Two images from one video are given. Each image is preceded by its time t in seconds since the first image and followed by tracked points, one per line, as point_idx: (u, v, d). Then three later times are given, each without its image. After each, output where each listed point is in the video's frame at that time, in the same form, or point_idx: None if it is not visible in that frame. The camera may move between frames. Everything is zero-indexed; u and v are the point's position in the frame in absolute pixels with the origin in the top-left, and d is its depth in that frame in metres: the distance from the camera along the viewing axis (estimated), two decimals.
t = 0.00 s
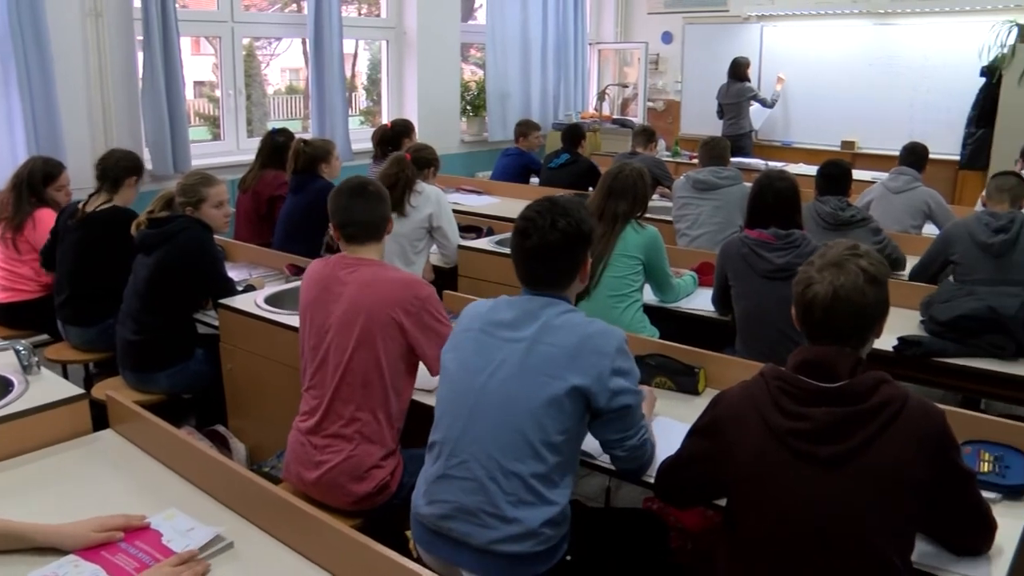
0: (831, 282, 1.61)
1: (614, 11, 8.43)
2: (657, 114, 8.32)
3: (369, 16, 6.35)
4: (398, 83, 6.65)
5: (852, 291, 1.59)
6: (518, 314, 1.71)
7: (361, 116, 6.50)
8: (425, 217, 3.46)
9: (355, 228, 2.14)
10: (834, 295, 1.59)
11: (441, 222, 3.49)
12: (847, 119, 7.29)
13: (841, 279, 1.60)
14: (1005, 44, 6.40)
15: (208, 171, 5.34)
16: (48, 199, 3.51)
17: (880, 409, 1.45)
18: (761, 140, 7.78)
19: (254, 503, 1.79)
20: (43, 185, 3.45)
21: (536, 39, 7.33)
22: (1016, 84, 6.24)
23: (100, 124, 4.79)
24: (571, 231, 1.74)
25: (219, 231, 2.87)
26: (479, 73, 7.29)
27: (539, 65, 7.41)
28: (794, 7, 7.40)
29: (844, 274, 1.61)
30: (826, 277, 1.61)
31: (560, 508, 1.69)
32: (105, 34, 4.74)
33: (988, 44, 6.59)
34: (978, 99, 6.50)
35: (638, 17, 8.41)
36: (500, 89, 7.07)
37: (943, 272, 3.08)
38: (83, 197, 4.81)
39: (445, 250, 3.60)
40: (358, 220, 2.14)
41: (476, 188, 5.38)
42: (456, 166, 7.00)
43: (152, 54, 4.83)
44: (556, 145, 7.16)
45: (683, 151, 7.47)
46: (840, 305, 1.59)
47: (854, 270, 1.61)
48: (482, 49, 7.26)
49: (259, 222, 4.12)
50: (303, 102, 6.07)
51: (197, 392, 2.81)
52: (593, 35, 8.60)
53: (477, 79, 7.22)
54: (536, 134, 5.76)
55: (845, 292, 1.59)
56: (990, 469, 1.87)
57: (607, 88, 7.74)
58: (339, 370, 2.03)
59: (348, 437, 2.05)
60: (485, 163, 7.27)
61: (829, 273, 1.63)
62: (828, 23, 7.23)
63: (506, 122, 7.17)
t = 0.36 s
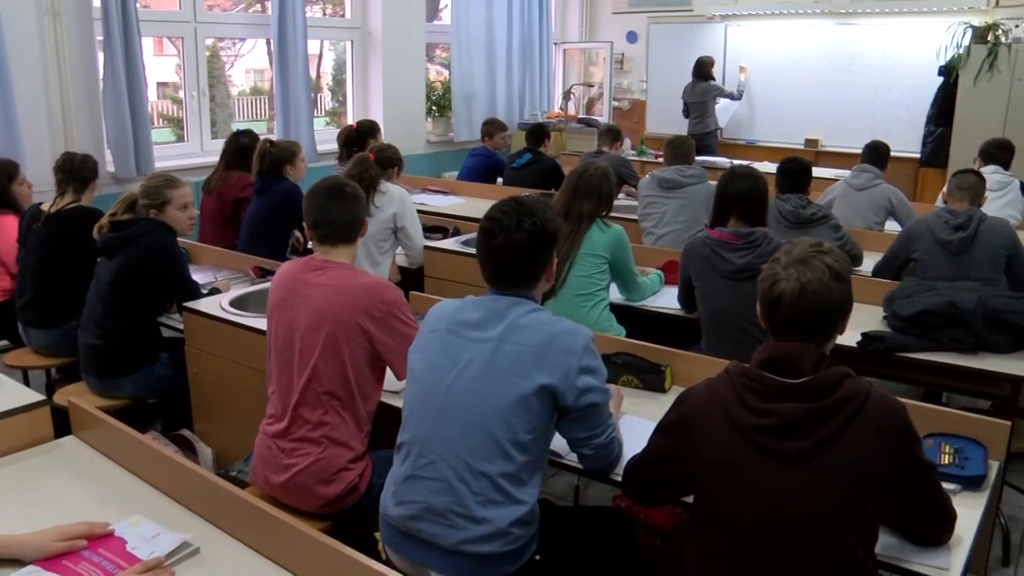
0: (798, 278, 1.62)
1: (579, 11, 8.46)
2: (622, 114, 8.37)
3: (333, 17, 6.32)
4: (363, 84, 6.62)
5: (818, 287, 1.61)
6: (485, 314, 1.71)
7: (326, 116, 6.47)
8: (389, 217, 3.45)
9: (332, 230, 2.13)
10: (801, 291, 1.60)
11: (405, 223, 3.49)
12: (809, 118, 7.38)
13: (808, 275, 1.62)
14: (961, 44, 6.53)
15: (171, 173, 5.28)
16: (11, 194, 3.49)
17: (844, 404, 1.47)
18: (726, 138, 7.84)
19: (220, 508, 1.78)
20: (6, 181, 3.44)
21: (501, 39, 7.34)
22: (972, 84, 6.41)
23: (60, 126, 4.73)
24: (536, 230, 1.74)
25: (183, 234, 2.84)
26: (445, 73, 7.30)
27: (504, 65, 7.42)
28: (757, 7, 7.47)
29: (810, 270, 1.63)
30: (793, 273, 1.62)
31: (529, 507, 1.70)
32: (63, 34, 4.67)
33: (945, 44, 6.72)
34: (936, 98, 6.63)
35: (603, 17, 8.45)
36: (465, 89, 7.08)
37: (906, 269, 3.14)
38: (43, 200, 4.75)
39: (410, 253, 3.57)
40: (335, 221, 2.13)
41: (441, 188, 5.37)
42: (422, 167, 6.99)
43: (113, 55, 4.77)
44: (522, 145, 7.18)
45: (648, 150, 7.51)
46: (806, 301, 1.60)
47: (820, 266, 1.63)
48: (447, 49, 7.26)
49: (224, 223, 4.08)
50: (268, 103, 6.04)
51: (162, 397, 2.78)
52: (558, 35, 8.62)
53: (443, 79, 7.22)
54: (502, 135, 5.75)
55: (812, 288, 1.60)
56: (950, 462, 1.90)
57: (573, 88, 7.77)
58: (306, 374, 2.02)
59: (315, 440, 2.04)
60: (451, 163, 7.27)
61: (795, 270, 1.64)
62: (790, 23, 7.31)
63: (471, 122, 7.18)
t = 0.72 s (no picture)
0: (773, 277, 1.63)
1: (551, 11, 8.49)
2: (594, 113, 8.40)
3: (303, 17, 6.29)
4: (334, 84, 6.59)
5: (793, 285, 1.62)
6: (457, 314, 1.71)
7: (298, 117, 6.44)
8: (356, 214, 3.43)
9: (301, 231, 2.12)
10: (776, 289, 1.61)
11: (372, 221, 3.46)
12: (780, 117, 7.44)
13: (783, 274, 1.63)
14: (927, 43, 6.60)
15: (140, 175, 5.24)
16: None
17: (815, 401, 1.48)
18: (698, 137, 7.88)
19: (193, 512, 1.76)
20: None
21: (472, 39, 7.34)
22: (938, 83, 6.48)
23: (27, 127, 4.68)
24: (509, 231, 1.74)
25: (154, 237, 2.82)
26: (416, 73, 7.29)
27: (476, 65, 7.42)
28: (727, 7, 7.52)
29: (786, 269, 1.64)
30: (769, 272, 1.63)
31: (502, 507, 1.70)
32: (29, 34, 4.62)
33: (912, 44, 6.79)
34: (903, 97, 6.69)
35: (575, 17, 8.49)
36: (437, 89, 7.08)
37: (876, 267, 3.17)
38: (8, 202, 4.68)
39: (372, 256, 3.52)
40: (304, 223, 2.12)
41: (414, 189, 5.36)
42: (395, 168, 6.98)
43: (79, 55, 4.72)
44: (495, 145, 7.18)
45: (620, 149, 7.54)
46: (782, 299, 1.61)
47: (795, 265, 1.64)
48: (419, 49, 7.26)
49: (193, 225, 4.05)
50: (239, 104, 6.01)
51: (133, 401, 2.75)
52: (530, 35, 8.64)
53: (414, 80, 7.22)
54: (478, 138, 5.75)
55: (788, 286, 1.61)
56: (920, 456, 1.92)
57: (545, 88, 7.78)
58: (277, 377, 2.01)
59: (288, 442, 2.03)
60: (423, 164, 7.26)
61: (771, 268, 1.66)
62: (759, 23, 7.37)
63: (443, 122, 7.18)
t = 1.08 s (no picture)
0: (765, 270, 1.60)
1: (533, 10, 8.50)
2: (577, 113, 8.41)
3: (285, 17, 6.27)
4: (316, 84, 6.57)
5: (785, 279, 1.60)
6: (440, 315, 1.71)
7: (280, 117, 6.42)
8: (337, 215, 3.43)
9: (279, 230, 2.11)
10: (767, 282, 1.58)
11: (354, 222, 3.46)
12: (763, 117, 7.47)
13: (775, 267, 1.60)
14: (907, 43, 6.64)
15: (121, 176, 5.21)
16: None
17: (798, 404, 1.46)
18: (681, 136, 7.91)
19: (176, 515, 1.76)
20: None
21: (455, 39, 7.33)
22: (918, 83, 6.52)
23: (5, 128, 4.61)
24: (490, 230, 1.74)
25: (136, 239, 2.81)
26: (399, 74, 7.28)
27: (458, 64, 7.41)
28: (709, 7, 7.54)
29: (778, 262, 1.61)
30: (760, 264, 1.60)
31: (487, 507, 1.70)
32: (8, 35, 4.58)
33: (892, 44, 6.83)
34: (884, 96, 6.73)
35: (557, 17, 8.51)
36: (420, 89, 7.08)
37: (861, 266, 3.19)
38: None
39: (355, 256, 3.48)
40: (283, 222, 2.11)
41: (397, 189, 5.35)
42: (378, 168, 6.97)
43: (59, 55, 4.69)
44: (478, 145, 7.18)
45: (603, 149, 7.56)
46: (772, 292, 1.59)
47: (787, 258, 1.61)
48: (401, 49, 7.25)
49: (173, 227, 4.03)
50: (221, 104, 5.99)
51: (115, 404, 2.74)
52: (513, 34, 8.65)
53: (396, 80, 7.21)
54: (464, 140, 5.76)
55: (779, 280, 1.59)
56: (902, 453, 1.93)
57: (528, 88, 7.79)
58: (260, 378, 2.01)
59: (272, 444, 2.03)
60: (406, 164, 7.25)
61: (763, 261, 1.62)
62: (741, 23, 7.40)
63: (426, 122, 7.18)
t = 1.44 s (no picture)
0: (771, 266, 1.56)
1: (525, 10, 8.50)
2: (569, 113, 8.42)
3: (277, 17, 6.26)
4: (308, 85, 6.56)
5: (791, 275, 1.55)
6: (430, 315, 1.71)
7: (272, 117, 6.41)
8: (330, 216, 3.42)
9: (265, 232, 2.10)
10: (774, 278, 1.54)
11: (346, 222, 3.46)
12: (754, 117, 7.49)
13: (782, 263, 1.56)
14: (897, 43, 6.66)
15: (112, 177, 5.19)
16: None
17: (797, 408, 1.42)
18: (672, 136, 7.92)
19: (168, 517, 1.75)
20: None
21: (446, 39, 7.32)
22: (908, 83, 6.54)
23: None
24: (481, 230, 1.74)
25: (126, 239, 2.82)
26: (390, 74, 7.28)
27: (450, 64, 7.40)
28: (700, 7, 7.55)
29: (786, 259, 1.56)
30: (767, 261, 1.56)
31: (479, 508, 1.70)
32: None
33: (882, 44, 6.85)
34: (875, 96, 6.76)
35: (549, 16, 8.51)
36: (411, 90, 7.08)
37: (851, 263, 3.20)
38: None
39: (348, 255, 3.52)
40: (269, 224, 2.11)
41: (389, 190, 5.35)
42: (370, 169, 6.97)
43: (49, 55, 4.68)
44: (469, 145, 7.19)
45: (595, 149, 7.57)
46: (779, 287, 1.54)
47: (795, 255, 1.56)
48: (392, 50, 7.25)
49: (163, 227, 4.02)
50: (212, 105, 5.98)
51: (107, 405, 2.73)
52: (505, 34, 8.65)
53: (388, 80, 7.21)
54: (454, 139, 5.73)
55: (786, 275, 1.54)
56: (893, 451, 1.94)
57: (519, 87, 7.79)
58: (249, 378, 2.01)
59: (263, 444, 2.02)
60: (398, 165, 7.24)
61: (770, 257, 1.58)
62: (731, 23, 7.42)
63: (418, 122, 7.18)
